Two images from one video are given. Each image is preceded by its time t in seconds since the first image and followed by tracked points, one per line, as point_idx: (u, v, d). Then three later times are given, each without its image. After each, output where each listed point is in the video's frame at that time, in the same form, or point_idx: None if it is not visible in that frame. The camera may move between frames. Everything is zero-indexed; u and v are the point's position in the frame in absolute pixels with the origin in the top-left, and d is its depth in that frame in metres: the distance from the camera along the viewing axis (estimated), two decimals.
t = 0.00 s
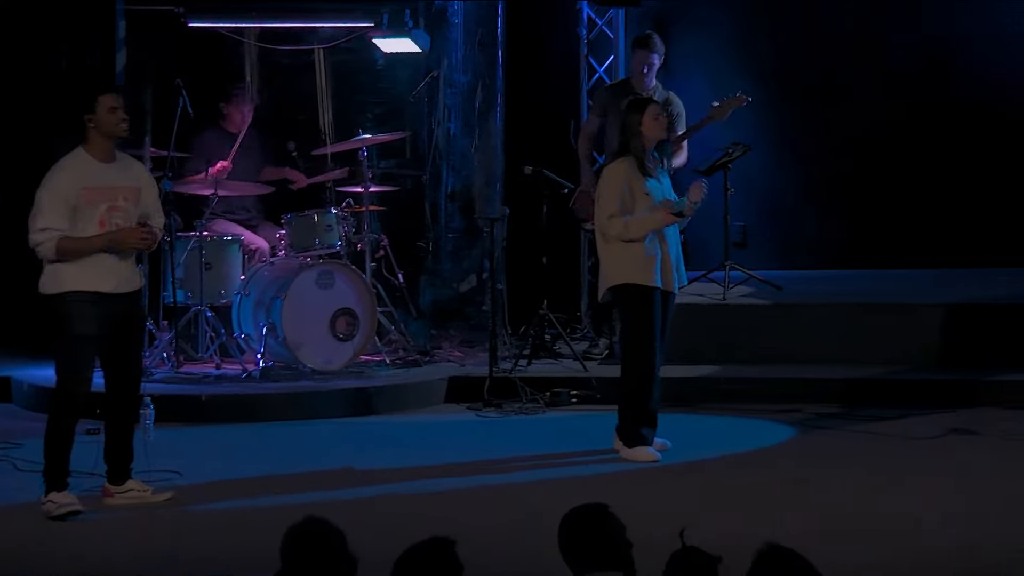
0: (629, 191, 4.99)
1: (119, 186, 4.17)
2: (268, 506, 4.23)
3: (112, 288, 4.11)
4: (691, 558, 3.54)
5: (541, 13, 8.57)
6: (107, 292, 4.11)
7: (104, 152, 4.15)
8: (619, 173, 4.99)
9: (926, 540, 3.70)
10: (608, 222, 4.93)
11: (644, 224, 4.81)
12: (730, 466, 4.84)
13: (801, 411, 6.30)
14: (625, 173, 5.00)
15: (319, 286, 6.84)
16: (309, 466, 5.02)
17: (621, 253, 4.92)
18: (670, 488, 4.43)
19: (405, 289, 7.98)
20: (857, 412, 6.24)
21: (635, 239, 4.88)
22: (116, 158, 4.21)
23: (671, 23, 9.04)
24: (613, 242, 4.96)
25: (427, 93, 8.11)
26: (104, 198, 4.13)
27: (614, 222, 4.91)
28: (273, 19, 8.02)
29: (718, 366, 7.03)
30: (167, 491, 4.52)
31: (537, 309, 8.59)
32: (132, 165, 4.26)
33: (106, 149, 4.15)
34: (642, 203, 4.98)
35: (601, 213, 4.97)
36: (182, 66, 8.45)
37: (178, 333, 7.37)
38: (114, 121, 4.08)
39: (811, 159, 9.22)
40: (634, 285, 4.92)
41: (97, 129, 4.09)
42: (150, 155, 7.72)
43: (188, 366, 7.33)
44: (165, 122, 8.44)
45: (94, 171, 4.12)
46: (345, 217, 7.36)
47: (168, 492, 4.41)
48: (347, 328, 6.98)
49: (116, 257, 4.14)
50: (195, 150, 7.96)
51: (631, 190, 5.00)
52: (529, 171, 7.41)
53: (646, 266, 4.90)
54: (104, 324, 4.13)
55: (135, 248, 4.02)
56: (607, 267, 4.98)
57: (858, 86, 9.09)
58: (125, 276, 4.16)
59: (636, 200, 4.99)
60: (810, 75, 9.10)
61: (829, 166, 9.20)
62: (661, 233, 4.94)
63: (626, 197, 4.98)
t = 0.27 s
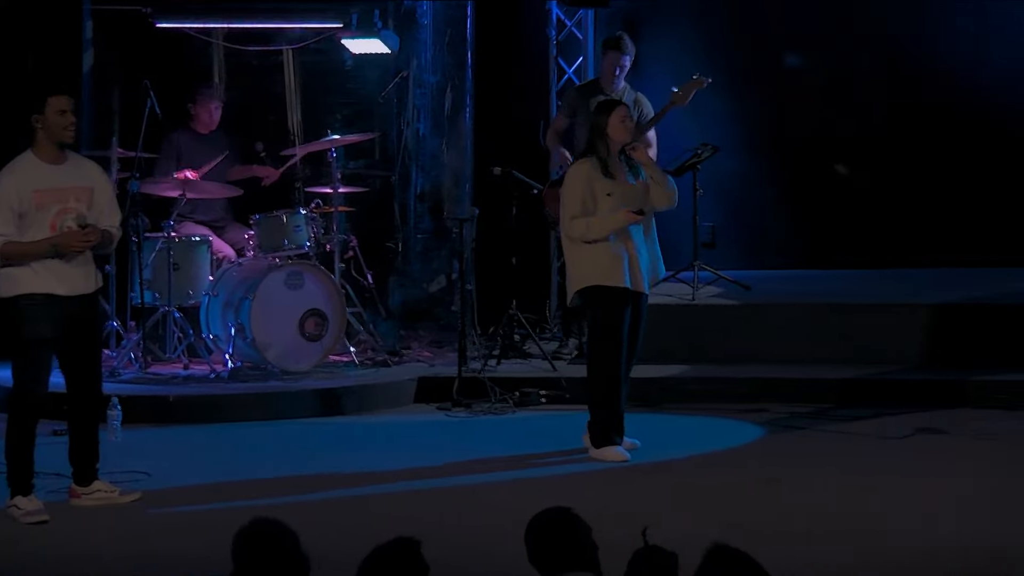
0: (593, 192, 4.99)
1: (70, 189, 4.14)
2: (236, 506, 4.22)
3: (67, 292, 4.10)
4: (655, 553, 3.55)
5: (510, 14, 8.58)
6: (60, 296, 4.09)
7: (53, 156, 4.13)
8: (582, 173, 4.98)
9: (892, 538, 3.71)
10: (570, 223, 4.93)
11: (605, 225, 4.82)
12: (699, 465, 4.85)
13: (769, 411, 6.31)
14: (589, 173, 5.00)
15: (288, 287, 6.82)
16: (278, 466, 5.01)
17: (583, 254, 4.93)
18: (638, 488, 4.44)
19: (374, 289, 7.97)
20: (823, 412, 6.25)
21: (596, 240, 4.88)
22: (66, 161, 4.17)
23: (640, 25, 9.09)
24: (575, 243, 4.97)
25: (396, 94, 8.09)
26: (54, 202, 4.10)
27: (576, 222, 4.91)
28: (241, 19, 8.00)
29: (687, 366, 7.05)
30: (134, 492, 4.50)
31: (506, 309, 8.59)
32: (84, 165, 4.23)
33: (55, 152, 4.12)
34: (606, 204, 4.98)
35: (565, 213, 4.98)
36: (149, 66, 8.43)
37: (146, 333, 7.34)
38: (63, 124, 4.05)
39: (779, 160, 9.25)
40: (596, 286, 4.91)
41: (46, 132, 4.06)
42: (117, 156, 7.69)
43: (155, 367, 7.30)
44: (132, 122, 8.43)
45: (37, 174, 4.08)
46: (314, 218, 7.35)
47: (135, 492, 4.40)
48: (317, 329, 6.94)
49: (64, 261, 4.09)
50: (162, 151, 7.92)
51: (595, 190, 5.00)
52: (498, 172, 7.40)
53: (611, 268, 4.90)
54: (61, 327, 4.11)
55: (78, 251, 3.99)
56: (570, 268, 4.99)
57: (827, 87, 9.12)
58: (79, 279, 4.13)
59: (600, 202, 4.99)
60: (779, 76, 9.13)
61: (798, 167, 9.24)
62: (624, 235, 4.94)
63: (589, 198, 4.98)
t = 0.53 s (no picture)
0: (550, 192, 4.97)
1: (31, 193, 4.13)
2: (203, 507, 4.20)
3: (29, 296, 4.10)
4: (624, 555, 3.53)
5: (479, 14, 8.57)
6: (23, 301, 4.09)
7: (10, 156, 4.10)
8: (541, 172, 4.97)
9: (859, 538, 3.72)
10: (528, 222, 4.94)
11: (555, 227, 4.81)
12: (667, 465, 4.86)
13: (737, 410, 6.33)
14: (549, 172, 4.98)
15: (256, 287, 6.79)
16: (246, 467, 4.99)
17: (541, 254, 4.93)
18: (607, 488, 4.44)
19: (342, 290, 7.96)
20: (791, 412, 6.27)
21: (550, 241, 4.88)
22: (21, 163, 4.16)
23: (609, 24, 9.04)
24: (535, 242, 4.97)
25: (365, 93, 8.17)
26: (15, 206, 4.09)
27: (532, 222, 4.92)
28: (209, 19, 7.97)
29: (655, 365, 7.06)
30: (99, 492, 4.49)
31: (475, 309, 8.59)
32: (39, 167, 4.22)
33: (14, 155, 4.11)
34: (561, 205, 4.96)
35: (525, 212, 4.99)
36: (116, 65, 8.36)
37: (113, 333, 7.31)
38: (23, 127, 4.05)
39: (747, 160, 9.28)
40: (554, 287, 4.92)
41: (7, 135, 4.04)
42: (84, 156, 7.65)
43: (122, 367, 7.26)
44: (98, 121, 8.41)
45: (2, 177, 4.06)
46: (283, 217, 7.33)
47: (101, 490, 4.38)
48: (285, 329, 6.94)
49: (26, 270, 4.11)
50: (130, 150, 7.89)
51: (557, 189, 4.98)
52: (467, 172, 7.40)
53: (563, 269, 4.89)
54: (17, 330, 4.08)
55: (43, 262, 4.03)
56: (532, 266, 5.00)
57: (795, 88, 9.17)
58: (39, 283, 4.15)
59: (561, 202, 4.97)
60: (747, 76, 9.16)
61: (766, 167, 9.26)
62: (583, 237, 4.92)
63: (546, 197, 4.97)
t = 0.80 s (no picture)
0: (514, 192, 4.98)
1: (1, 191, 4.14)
2: (171, 508, 4.19)
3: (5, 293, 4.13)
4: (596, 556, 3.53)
5: (449, 14, 8.56)
6: None
7: None
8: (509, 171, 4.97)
9: (828, 537, 3.73)
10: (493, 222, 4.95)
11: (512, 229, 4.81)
12: (637, 465, 4.87)
13: (707, 411, 6.34)
14: (518, 172, 4.98)
15: (224, 287, 6.76)
16: (214, 468, 4.97)
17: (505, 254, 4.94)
18: (577, 489, 4.44)
19: (312, 290, 7.94)
20: (760, 411, 6.29)
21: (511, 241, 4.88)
22: None
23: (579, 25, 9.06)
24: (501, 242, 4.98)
25: (334, 94, 7.98)
26: None
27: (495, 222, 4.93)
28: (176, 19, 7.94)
29: (625, 365, 7.07)
30: (68, 494, 4.47)
31: (445, 309, 8.57)
32: None
33: None
34: (524, 206, 4.96)
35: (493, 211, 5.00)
36: (83, 65, 8.35)
37: (81, 334, 7.27)
38: None
39: (716, 161, 9.30)
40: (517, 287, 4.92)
41: None
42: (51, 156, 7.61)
43: (90, 369, 7.23)
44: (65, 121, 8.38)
45: None
46: (251, 218, 7.30)
47: (66, 492, 4.37)
48: (253, 330, 6.92)
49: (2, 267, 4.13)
50: (98, 149, 7.86)
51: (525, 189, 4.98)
52: (436, 172, 7.39)
53: (524, 270, 4.89)
54: None
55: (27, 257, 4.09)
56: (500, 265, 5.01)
57: (763, 89, 9.19)
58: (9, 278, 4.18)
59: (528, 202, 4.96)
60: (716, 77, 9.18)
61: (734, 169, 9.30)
62: (547, 238, 4.90)
63: (510, 197, 4.98)
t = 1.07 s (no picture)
0: (490, 192, 4.96)
1: None
2: (139, 509, 4.16)
3: None
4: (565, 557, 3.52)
5: (418, 14, 8.56)
6: None
7: None
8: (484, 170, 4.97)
9: (801, 536, 3.73)
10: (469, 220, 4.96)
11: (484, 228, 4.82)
12: (607, 466, 4.85)
13: (675, 411, 6.34)
14: (493, 171, 4.98)
15: (193, 288, 6.73)
16: (183, 469, 4.95)
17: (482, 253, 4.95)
18: (548, 488, 4.44)
19: (280, 291, 7.93)
20: (730, 411, 6.29)
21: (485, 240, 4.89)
22: None
23: (549, 25, 9.09)
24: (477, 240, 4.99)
25: (302, 94, 8.07)
26: None
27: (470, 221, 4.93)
28: (144, 19, 7.90)
29: (595, 366, 7.08)
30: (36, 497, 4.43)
31: (414, 310, 8.56)
32: None
33: None
34: (499, 205, 4.96)
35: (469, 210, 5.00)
36: (50, 65, 8.26)
37: (47, 335, 7.22)
38: None
39: (685, 162, 9.32)
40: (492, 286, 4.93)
41: None
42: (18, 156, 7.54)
43: (57, 370, 7.18)
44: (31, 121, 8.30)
45: None
46: (220, 218, 7.26)
47: (37, 497, 4.31)
48: (221, 330, 6.90)
49: None
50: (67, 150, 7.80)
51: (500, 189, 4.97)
52: (406, 172, 7.38)
53: (497, 269, 4.90)
54: None
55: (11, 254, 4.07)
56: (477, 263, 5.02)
57: (732, 90, 9.21)
58: None
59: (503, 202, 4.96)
60: (685, 78, 9.19)
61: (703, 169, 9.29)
62: (522, 237, 4.90)
63: (486, 197, 4.96)
